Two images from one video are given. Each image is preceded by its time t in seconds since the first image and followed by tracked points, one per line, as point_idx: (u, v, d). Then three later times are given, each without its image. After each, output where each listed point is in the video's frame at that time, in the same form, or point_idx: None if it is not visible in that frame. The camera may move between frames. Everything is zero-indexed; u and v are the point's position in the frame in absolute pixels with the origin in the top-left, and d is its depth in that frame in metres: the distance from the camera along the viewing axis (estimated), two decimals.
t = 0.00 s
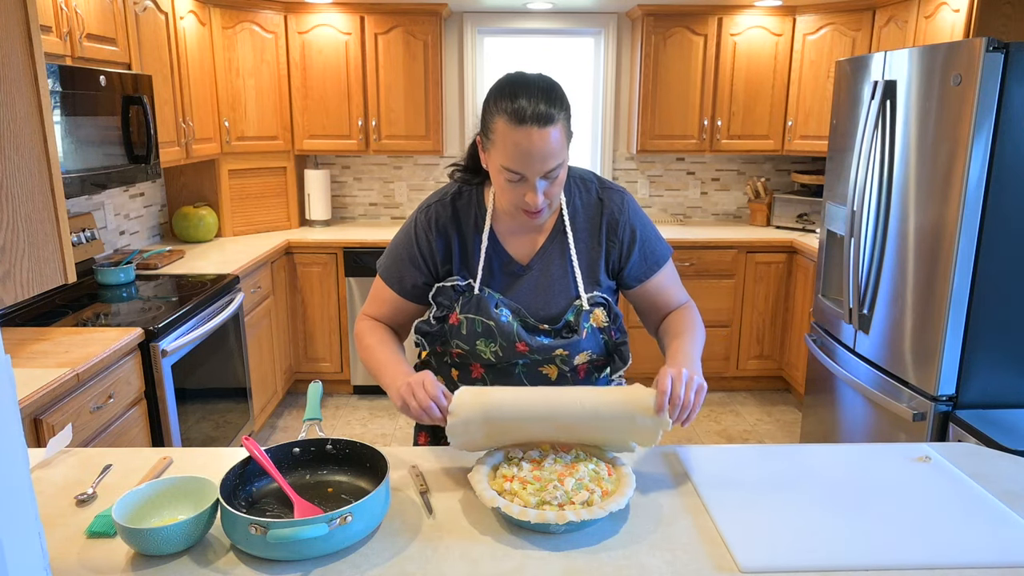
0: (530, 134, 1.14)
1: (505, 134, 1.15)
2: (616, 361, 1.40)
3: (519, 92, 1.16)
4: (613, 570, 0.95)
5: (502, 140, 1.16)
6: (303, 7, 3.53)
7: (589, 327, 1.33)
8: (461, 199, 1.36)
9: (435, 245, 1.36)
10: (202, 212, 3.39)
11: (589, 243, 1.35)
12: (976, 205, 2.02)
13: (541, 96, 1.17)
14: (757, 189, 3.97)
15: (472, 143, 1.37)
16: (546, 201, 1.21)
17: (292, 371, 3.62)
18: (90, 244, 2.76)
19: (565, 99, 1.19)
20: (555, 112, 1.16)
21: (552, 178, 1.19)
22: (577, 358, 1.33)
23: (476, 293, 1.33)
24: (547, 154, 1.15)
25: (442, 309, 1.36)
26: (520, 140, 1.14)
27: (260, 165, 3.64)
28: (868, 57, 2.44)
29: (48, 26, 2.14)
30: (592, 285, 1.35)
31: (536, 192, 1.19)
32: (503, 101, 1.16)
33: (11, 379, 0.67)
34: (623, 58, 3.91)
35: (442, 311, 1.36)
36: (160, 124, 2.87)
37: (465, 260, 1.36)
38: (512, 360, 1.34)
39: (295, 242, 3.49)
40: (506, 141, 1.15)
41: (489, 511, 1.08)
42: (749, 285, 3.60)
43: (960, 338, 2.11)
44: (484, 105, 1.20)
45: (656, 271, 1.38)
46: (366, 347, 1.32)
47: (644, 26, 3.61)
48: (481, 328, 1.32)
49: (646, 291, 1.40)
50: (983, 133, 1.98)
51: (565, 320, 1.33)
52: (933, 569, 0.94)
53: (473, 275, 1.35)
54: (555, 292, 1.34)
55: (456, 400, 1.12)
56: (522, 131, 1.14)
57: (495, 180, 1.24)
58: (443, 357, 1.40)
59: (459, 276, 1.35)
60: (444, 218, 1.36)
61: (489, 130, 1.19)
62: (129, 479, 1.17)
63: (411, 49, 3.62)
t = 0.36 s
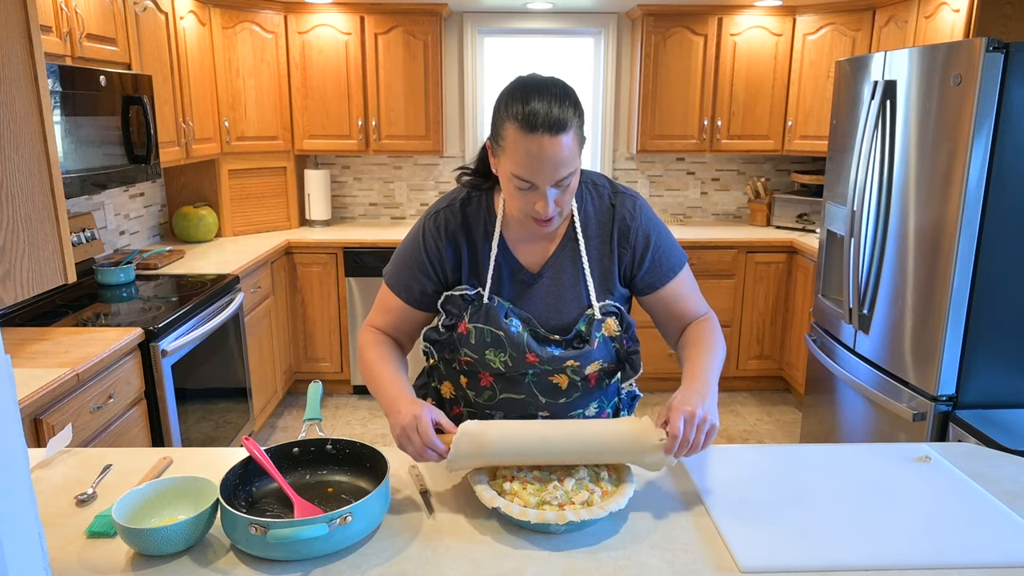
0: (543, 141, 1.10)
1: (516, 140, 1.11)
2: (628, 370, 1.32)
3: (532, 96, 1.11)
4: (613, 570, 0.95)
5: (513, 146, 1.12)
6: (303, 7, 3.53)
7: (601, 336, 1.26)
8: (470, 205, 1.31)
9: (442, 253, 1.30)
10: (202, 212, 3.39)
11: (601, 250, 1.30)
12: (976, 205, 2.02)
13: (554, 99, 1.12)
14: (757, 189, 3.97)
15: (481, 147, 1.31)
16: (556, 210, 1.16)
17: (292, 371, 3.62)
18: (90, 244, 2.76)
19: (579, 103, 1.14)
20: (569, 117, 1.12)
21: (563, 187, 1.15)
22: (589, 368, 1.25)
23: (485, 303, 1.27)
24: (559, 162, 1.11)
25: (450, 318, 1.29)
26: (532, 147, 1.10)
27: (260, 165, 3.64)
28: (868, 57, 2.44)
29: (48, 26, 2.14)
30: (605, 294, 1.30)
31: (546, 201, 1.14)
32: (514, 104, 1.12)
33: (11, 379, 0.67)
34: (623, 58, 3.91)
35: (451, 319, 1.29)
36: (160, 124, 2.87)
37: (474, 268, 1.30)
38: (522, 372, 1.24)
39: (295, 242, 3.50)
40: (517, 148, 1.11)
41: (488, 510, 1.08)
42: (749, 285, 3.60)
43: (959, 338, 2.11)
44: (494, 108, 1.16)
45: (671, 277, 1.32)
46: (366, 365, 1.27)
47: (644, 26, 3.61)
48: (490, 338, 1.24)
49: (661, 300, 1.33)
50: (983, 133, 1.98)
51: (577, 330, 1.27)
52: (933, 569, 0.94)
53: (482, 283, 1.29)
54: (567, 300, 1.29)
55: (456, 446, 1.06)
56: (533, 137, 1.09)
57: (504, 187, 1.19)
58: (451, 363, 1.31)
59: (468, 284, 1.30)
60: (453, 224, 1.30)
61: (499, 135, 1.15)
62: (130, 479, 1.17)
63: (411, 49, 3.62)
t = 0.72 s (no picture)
0: (549, 146, 1.09)
1: (522, 145, 1.11)
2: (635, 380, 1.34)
3: (539, 99, 1.11)
4: (613, 570, 0.95)
5: (518, 151, 1.12)
6: (303, 7, 3.53)
7: (608, 346, 1.27)
8: (477, 210, 1.30)
9: (448, 258, 1.29)
10: (202, 212, 3.39)
11: (609, 258, 1.29)
12: (976, 204, 2.02)
13: (561, 104, 1.11)
14: (757, 189, 3.97)
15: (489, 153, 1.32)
16: (562, 215, 1.16)
17: (292, 371, 3.62)
18: (90, 244, 2.76)
19: (587, 108, 1.14)
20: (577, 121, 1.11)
21: (569, 193, 1.15)
22: (595, 377, 1.25)
23: (490, 311, 1.26)
24: (565, 167, 1.11)
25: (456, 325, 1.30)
26: (537, 152, 1.10)
27: (260, 165, 3.64)
28: (868, 57, 2.44)
29: (48, 26, 2.14)
30: (612, 302, 1.29)
31: (552, 207, 1.14)
32: (520, 108, 1.11)
33: (11, 378, 0.67)
34: (623, 58, 3.91)
35: (456, 326, 1.29)
36: (160, 124, 2.87)
37: (479, 275, 1.29)
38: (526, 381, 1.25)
39: (295, 242, 3.50)
40: (522, 152, 1.11)
41: (488, 509, 1.08)
42: (749, 285, 3.60)
43: (959, 337, 2.11)
44: (501, 112, 1.15)
45: (682, 284, 1.30)
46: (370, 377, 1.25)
47: (644, 26, 3.61)
48: (495, 346, 1.25)
49: (672, 308, 1.32)
50: (983, 133, 1.98)
51: (583, 339, 1.27)
52: (933, 569, 0.95)
53: (486, 290, 1.29)
54: (573, 308, 1.28)
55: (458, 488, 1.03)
56: (539, 142, 1.09)
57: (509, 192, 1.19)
58: (455, 367, 1.32)
59: (472, 293, 1.29)
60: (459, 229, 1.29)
61: (505, 139, 1.14)
62: (130, 479, 1.17)
63: (411, 49, 3.62)
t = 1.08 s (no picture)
0: (552, 149, 1.09)
1: (525, 148, 1.11)
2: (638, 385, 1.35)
3: (542, 102, 1.11)
4: (614, 570, 0.95)
5: (522, 154, 1.12)
6: (303, 7, 3.53)
7: (611, 350, 1.27)
8: (481, 212, 1.30)
9: (453, 260, 1.29)
10: (202, 212, 3.39)
11: (613, 260, 1.28)
12: (976, 204, 2.02)
13: (564, 106, 1.11)
14: (757, 189, 3.97)
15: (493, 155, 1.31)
16: (567, 219, 1.16)
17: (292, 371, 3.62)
18: (90, 244, 2.76)
19: (591, 110, 1.14)
20: (580, 123, 1.11)
21: (573, 196, 1.14)
22: (598, 381, 1.26)
23: (493, 316, 1.27)
24: (569, 171, 1.11)
25: (459, 328, 1.30)
26: (541, 155, 1.10)
27: (260, 165, 3.64)
28: (868, 57, 2.44)
29: (48, 26, 2.14)
30: (617, 306, 1.29)
31: (556, 210, 1.14)
32: (523, 111, 1.12)
33: (11, 378, 0.67)
34: (623, 58, 3.91)
35: (459, 329, 1.30)
36: (160, 124, 2.87)
37: (483, 278, 1.29)
38: (528, 386, 1.27)
39: (295, 242, 3.50)
40: (526, 156, 1.11)
41: (488, 508, 1.08)
42: (749, 285, 3.60)
43: (959, 337, 2.11)
44: (504, 115, 1.15)
45: (689, 287, 1.28)
46: (375, 383, 1.24)
47: (644, 26, 3.61)
48: (498, 350, 1.26)
49: (677, 312, 1.30)
50: (983, 133, 1.98)
51: (586, 344, 1.28)
52: (933, 569, 0.95)
53: (490, 294, 1.29)
54: (577, 312, 1.29)
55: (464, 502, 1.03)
56: (543, 145, 1.09)
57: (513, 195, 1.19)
58: (458, 368, 1.34)
59: (477, 296, 1.29)
60: (463, 231, 1.29)
61: (508, 142, 1.14)
62: (130, 479, 1.17)
63: (411, 49, 3.62)
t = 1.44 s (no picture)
0: (555, 146, 1.09)
1: (527, 146, 1.11)
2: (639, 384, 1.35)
3: (544, 100, 1.11)
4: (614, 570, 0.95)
5: (524, 151, 1.12)
6: (303, 7, 3.53)
7: (613, 349, 1.27)
8: (484, 210, 1.30)
9: (457, 257, 1.28)
10: (202, 212, 3.39)
11: (615, 259, 1.28)
12: (976, 204, 2.02)
13: (566, 104, 1.11)
14: (757, 189, 3.97)
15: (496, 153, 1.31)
16: (569, 216, 1.16)
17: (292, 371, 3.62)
18: (90, 244, 2.76)
19: (593, 108, 1.13)
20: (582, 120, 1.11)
21: (575, 193, 1.14)
22: (600, 380, 1.26)
23: (495, 314, 1.27)
24: (571, 168, 1.11)
25: (461, 325, 1.30)
26: (543, 152, 1.09)
27: (260, 165, 3.64)
28: (868, 57, 2.44)
29: (48, 26, 2.14)
30: (619, 304, 1.30)
31: (558, 207, 1.14)
32: (526, 108, 1.11)
33: (11, 378, 0.67)
34: (623, 58, 3.91)
35: (462, 327, 1.30)
36: (160, 124, 2.87)
37: (486, 277, 1.29)
38: (530, 384, 1.27)
39: (295, 242, 3.50)
40: (528, 153, 1.11)
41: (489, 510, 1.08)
42: (749, 284, 3.60)
43: (959, 337, 2.11)
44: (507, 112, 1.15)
45: (689, 287, 1.28)
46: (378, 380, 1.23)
47: (644, 26, 3.61)
48: (501, 348, 1.26)
49: (677, 314, 1.29)
50: (983, 133, 1.98)
51: (588, 342, 1.28)
52: (933, 570, 0.95)
53: (493, 293, 1.29)
54: (579, 312, 1.29)
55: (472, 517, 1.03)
56: (545, 142, 1.09)
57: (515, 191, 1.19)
58: (461, 367, 1.34)
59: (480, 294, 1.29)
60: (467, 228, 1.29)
61: (511, 139, 1.14)
62: (130, 479, 1.17)
63: (411, 49, 3.62)
